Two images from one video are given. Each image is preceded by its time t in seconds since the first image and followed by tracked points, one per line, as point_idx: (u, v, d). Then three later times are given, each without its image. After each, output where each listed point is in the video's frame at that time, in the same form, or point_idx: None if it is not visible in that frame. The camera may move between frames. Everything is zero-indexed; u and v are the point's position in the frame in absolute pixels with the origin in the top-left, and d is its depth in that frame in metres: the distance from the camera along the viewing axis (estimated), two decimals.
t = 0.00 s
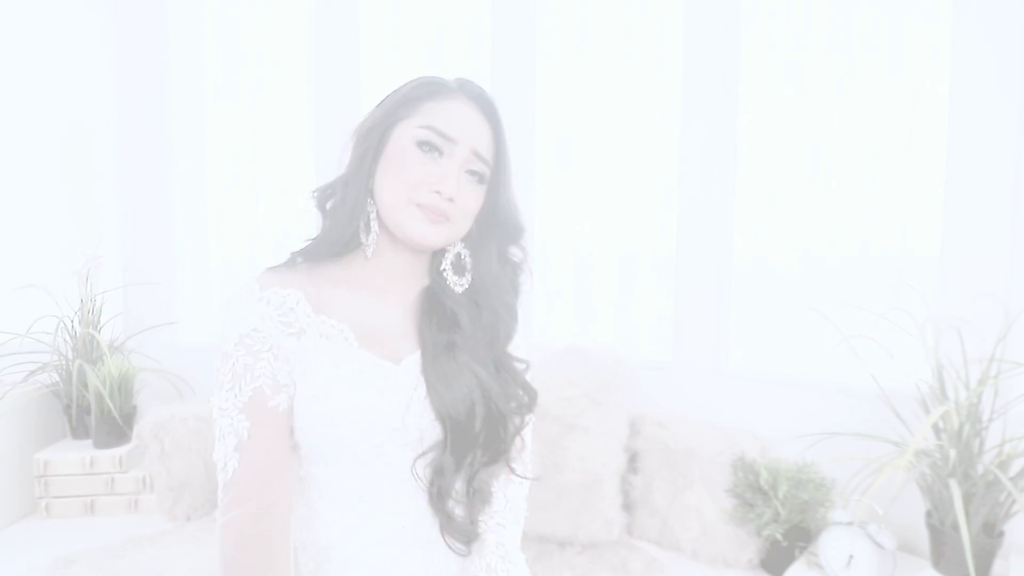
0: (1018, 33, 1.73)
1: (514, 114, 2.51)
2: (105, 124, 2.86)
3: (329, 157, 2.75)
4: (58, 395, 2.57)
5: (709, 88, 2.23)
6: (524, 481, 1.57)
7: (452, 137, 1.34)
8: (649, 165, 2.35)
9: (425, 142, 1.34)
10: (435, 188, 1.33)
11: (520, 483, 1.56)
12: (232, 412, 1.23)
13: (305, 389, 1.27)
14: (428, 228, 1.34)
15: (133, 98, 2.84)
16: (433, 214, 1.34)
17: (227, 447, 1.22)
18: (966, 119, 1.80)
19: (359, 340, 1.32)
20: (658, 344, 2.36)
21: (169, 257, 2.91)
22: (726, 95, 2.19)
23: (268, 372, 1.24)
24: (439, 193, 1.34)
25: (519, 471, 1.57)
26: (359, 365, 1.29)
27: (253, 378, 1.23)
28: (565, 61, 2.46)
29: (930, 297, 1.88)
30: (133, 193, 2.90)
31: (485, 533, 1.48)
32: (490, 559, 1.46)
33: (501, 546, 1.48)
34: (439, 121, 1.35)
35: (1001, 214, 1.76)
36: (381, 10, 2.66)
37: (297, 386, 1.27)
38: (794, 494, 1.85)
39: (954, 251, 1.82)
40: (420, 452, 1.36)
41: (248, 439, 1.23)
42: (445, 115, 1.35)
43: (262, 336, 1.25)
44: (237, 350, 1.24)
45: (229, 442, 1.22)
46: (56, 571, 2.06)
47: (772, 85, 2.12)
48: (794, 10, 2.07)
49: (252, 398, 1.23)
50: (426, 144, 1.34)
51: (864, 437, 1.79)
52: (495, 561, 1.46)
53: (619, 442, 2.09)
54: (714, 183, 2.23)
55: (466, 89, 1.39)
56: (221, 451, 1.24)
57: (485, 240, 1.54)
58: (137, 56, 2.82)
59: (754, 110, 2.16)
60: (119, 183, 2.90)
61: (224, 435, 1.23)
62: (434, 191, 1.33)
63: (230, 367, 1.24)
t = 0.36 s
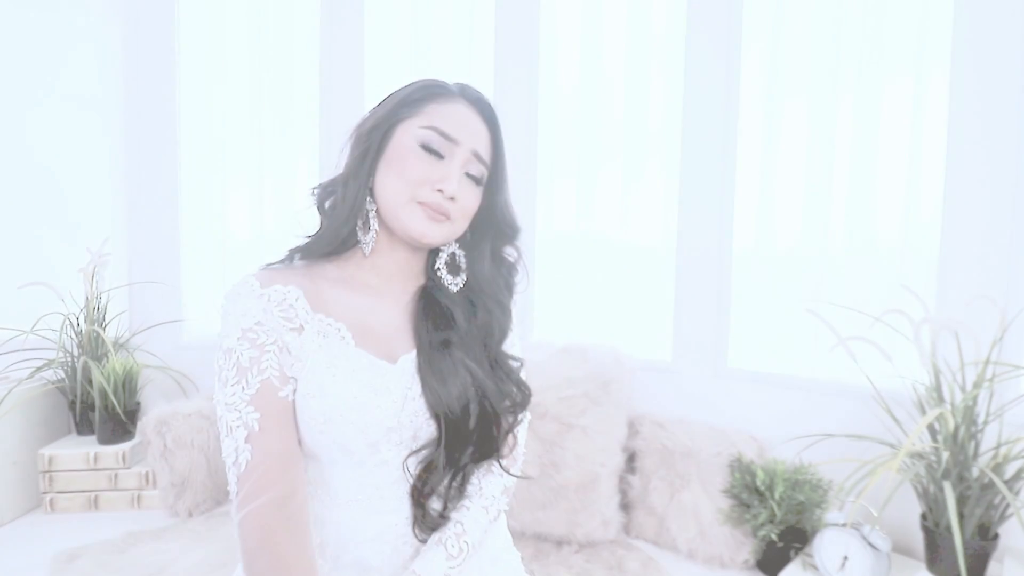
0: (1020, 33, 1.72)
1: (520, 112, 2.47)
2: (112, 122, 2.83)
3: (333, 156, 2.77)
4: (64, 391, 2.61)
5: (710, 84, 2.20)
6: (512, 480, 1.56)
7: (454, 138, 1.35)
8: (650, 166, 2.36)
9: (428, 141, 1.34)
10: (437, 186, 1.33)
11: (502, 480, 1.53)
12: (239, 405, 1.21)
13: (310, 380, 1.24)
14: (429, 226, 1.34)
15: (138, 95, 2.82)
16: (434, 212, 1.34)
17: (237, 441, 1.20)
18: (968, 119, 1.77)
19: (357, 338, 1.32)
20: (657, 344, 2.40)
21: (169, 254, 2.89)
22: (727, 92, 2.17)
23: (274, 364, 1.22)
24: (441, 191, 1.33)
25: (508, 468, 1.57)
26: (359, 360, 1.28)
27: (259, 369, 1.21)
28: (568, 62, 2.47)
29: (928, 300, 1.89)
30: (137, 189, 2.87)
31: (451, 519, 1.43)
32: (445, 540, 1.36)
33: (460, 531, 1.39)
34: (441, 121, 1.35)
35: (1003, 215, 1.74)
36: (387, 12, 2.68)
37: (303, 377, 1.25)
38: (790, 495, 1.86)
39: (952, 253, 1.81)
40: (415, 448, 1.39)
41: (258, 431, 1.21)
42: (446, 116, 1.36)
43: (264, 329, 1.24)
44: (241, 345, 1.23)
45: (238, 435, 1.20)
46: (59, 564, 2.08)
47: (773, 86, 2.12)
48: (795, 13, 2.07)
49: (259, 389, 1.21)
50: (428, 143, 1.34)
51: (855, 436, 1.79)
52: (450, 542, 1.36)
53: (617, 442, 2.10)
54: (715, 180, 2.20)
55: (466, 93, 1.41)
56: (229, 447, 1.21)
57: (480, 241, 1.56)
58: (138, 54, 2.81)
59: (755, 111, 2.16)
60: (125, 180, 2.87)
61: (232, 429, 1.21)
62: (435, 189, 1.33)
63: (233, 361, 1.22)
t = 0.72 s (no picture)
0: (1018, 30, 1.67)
1: (519, 116, 2.47)
2: (116, 124, 2.86)
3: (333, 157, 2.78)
4: (68, 389, 2.64)
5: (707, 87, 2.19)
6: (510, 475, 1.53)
7: (459, 140, 1.36)
8: (650, 167, 2.37)
9: (435, 142, 1.35)
10: (446, 185, 1.33)
11: (499, 471, 1.49)
12: (243, 402, 1.20)
13: (313, 376, 1.25)
14: (439, 224, 1.34)
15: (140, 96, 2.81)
16: (442, 210, 1.34)
17: (242, 438, 1.18)
18: (965, 120, 1.75)
19: (357, 342, 1.31)
20: (656, 345, 2.41)
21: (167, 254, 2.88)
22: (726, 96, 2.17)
23: (277, 359, 1.22)
24: (449, 190, 1.34)
25: (505, 462, 1.54)
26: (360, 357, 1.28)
27: (263, 365, 1.21)
28: (568, 64, 2.48)
29: (925, 302, 1.88)
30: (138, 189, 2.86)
31: (449, 506, 1.39)
32: (440, 524, 1.34)
33: (456, 517, 1.37)
34: (446, 123, 1.37)
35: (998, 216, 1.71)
36: (389, 14, 2.71)
37: (305, 373, 1.25)
38: (786, 497, 1.86)
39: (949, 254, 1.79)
40: (412, 446, 1.38)
41: (263, 427, 1.20)
42: (451, 119, 1.37)
43: (266, 327, 1.24)
44: (243, 342, 1.22)
45: (244, 432, 1.18)
46: (59, 561, 2.10)
47: (772, 89, 2.13)
48: (794, 15, 2.08)
49: (264, 385, 1.20)
50: (436, 144, 1.35)
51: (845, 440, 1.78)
52: (445, 525, 1.34)
53: (614, 443, 2.11)
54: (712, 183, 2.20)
55: (466, 99, 1.43)
56: (233, 446, 1.20)
57: (474, 241, 1.59)
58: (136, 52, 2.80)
59: (753, 113, 2.17)
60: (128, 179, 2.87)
61: (236, 426, 1.19)
62: (444, 188, 1.33)
63: (235, 359, 1.22)
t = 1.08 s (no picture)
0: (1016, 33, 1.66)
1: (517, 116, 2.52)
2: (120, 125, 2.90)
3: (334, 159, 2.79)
4: (70, 390, 2.65)
5: (706, 89, 2.20)
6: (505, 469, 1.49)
7: (461, 143, 1.36)
8: (648, 169, 2.36)
9: (440, 146, 1.34)
10: (453, 187, 1.33)
11: (496, 464, 1.44)
12: (252, 404, 1.14)
13: (319, 377, 1.20)
14: (447, 224, 1.33)
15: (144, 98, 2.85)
16: (450, 212, 1.33)
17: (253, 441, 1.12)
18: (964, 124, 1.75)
19: (362, 346, 1.29)
20: (655, 347, 2.40)
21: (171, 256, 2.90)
22: (725, 98, 2.16)
23: (285, 361, 1.17)
24: (456, 193, 1.34)
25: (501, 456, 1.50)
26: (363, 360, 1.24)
27: (272, 366, 1.15)
28: (568, 66, 2.48)
29: (924, 305, 1.88)
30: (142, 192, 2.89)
31: (451, 492, 1.34)
32: (441, 507, 1.29)
33: (456, 501, 1.31)
34: (448, 126, 1.36)
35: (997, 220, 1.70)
36: (390, 18, 2.73)
37: (312, 376, 1.20)
38: (784, 500, 1.83)
39: (949, 258, 1.78)
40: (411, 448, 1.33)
41: (274, 428, 1.14)
42: (451, 122, 1.37)
43: (271, 328, 1.18)
44: (248, 343, 1.16)
45: (255, 434, 1.12)
46: (61, 560, 2.11)
47: (770, 91, 2.13)
48: (793, 18, 2.08)
49: (274, 385, 1.15)
50: (441, 148, 1.34)
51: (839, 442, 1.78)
52: (447, 509, 1.29)
53: (613, 445, 2.12)
54: (711, 186, 2.20)
55: (459, 103, 1.43)
56: (242, 449, 1.13)
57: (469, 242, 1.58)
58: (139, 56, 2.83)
59: (752, 116, 2.17)
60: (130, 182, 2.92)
61: (245, 429, 1.13)
62: (452, 190, 1.32)
63: (240, 361, 1.15)
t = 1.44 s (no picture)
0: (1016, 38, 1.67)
1: (517, 120, 2.53)
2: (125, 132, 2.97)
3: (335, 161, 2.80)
4: (71, 391, 2.66)
5: (706, 94, 2.21)
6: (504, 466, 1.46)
7: (459, 146, 1.37)
8: (649, 173, 2.37)
9: (441, 150, 1.34)
10: (456, 189, 1.33)
11: (494, 461, 1.42)
12: (255, 403, 1.12)
13: (321, 377, 1.18)
14: (451, 226, 1.34)
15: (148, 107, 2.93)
16: (453, 215, 1.34)
17: (257, 440, 1.10)
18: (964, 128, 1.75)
19: (366, 349, 1.29)
20: (655, 351, 2.40)
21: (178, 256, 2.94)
22: (726, 103, 2.17)
23: (286, 361, 1.16)
24: (459, 197, 1.34)
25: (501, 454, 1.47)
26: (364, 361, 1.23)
27: (275, 366, 1.14)
28: (568, 70, 2.49)
29: (924, 310, 1.88)
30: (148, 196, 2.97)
31: (447, 481, 1.32)
32: (436, 493, 1.27)
33: (451, 490, 1.29)
34: (447, 131, 1.36)
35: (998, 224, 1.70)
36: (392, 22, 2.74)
37: (314, 376, 1.18)
38: (784, 504, 1.82)
39: (950, 262, 1.78)
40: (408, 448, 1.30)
41: (278, 427, 1.12)
42: (449, 126, 1.37)
43: (273, 328, 1.17)
44: (250, 343, 1.14)
45: (260, 433, 1.10)
46: (60, 561, 2.11)
47: (770, 96, 2.13)
48: (793, 23, 2.08)
49: (277, 385, 1.14)
50: (442, 152, 1.34)
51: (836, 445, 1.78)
52: (441, 494, 1.26)
53: (612, 449, 2.11)
54: (711, 190, 2.20)
55: (453, 109, 1.43)
56: (246, 449, 1.11)
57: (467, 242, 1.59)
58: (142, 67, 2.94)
59: (752, 121, 2.17)
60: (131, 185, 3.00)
61: (249, 429, 1.11)
62: (455, 193, 1.33)
63: (242, 361, 1.13)
